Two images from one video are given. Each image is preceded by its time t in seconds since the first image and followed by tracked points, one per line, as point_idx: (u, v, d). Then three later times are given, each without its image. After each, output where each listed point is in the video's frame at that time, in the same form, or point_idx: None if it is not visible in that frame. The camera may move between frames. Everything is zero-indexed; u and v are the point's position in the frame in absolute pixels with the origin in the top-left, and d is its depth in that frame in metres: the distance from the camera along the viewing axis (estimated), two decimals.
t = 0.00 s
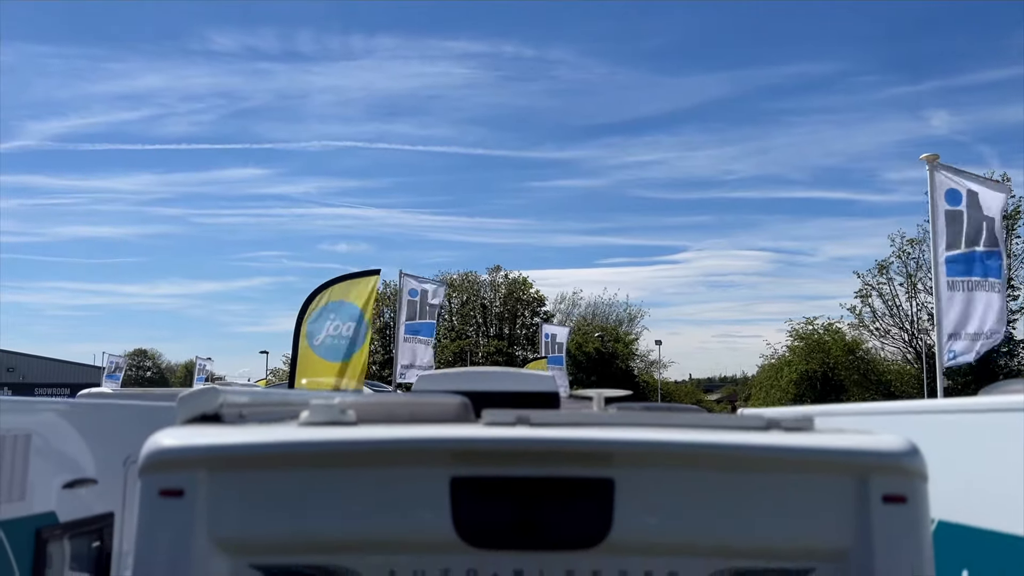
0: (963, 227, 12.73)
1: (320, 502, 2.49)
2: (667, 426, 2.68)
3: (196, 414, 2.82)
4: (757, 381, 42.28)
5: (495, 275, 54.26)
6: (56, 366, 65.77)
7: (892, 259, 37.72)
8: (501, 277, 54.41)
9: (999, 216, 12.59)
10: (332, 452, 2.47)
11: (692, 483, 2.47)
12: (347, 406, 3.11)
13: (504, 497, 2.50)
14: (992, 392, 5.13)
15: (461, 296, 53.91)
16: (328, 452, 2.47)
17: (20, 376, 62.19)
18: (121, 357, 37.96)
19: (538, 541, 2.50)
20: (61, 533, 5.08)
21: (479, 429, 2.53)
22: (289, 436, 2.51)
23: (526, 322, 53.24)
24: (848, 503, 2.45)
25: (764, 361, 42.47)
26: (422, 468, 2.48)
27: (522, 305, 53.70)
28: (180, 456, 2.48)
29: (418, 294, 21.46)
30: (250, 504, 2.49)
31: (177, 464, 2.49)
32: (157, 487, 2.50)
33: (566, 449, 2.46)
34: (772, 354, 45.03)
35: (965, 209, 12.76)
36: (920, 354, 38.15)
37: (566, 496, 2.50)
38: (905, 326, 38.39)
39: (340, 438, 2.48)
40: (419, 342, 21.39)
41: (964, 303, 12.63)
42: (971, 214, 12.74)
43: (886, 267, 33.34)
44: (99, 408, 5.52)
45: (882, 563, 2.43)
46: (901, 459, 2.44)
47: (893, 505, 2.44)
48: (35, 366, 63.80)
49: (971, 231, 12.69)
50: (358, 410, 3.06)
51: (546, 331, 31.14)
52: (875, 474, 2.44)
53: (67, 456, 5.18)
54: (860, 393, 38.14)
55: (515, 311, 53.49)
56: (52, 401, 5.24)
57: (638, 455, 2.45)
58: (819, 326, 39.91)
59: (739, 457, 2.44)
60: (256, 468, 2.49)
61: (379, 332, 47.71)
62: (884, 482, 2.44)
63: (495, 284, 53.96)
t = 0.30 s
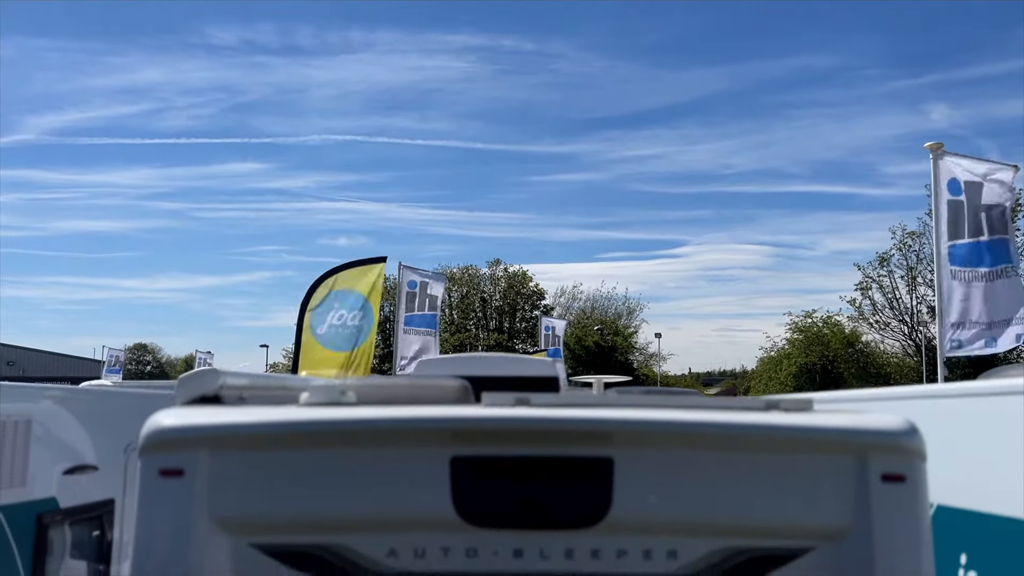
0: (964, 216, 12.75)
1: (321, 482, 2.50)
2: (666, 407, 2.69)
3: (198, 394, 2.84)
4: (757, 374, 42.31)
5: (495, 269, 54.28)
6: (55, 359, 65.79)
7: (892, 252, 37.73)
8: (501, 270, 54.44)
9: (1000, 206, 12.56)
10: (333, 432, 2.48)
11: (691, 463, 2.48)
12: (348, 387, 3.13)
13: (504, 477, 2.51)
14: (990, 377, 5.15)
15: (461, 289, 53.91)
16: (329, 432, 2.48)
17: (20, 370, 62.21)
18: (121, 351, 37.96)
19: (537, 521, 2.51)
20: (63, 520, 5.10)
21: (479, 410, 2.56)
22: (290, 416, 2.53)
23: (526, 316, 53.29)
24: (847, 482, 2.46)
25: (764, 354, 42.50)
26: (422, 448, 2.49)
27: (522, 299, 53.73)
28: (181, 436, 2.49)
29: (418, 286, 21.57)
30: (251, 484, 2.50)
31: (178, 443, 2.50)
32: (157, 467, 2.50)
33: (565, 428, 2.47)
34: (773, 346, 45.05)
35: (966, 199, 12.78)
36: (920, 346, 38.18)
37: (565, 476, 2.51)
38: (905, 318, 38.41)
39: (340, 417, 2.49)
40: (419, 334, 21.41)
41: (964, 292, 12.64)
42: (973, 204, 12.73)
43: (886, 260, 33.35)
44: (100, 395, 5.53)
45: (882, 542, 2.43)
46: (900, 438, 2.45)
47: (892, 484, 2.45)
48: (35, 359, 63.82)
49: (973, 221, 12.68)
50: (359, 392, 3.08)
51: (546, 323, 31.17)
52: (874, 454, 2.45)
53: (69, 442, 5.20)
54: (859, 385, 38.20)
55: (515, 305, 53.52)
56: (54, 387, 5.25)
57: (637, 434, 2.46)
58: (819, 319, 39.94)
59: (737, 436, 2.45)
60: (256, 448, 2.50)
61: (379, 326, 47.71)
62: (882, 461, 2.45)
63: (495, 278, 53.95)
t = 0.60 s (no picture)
0: (964, 203, 12.76)
1: (321, 460, 2.51)
2: (665, 385, 2.70)
3: (199, 373, 2.84)
4: (756, 364, 42.36)
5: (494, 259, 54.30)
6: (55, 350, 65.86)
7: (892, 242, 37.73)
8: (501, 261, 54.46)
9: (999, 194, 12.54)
10: (332, 410, 2.49)
11: (691, 440, 2.49)
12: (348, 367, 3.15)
13: (503, 455, 2.52)
14: (990, 359, 5.16)
15: (461, 280, 53.92)
16: (330, 409, 2.49)
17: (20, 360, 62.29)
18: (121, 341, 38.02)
19: (536, 498, 2.51)
20: (63, 503, 5.11)
21: (478, 388, 2.57)
22: (291, 393, 2.54)
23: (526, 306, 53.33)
24: (846, 459, 2.47)
25: (763, 343, 42.56)
26: (423, 425, 2.51)
27: (521, 289, 53.77)
28: (181, 414, 2.50)
29: (417, 275, 21.61)
30: (252, 462, 2.51)
31: (177, 421, 2.50)
32: (156, 445, 2.51)
33: (565, 406, 2.49)
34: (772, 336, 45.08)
35: (966, 185, 12.79)
36: (919, 336, 38.21)
37: (564, 454, 2.52)
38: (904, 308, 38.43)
39: (342, 395, 2.51)
40: (418, 323, 21.42)
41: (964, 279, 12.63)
42: (974, 190, 12.72)
43: (886, 250, 33.35)
44: (98, 380, 5.54)
45: (881, 519, 2.44)
46: (899, 415, 2.46)
47: (890, 461, 2.46)
48: (34, 350, 63.90)
49: (973, 208, 12.67)
50: (359, 371, 3.10)
51: (546, 312, 31.20)
52: (873, 431, 2.45)
53: (68, 425, 5.21)
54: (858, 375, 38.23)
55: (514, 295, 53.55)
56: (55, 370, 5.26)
57: (637, 412, 2.48)
58: (819, 309, 39.97)
59: (737, 414, 2.46)
60: (257, 425, 2.50)
61: (379, 316, 47.79)
62: (881, 438, 2.46)
63: (495, 268, 53.87)
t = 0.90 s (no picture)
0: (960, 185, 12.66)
1: (321, 436, 2.51)
2: (664, 363, 2.71)
3: (198, 352, 2.85)
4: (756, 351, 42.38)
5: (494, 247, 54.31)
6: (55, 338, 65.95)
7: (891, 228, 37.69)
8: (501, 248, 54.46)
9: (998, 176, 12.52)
10: (333, 386, 2.50)
11: (690, 417, 2.50)
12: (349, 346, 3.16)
13: (504, 432, 2.53)
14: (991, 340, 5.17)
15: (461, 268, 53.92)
16: (330, 386, 2.50)
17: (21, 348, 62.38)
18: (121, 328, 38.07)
19: (537, 475, 2.52)
20: (64, 485, 5.13)
21: (477, 365, 2.57)
22: (291, 370, 2.54)
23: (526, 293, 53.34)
24: (844, 435, 2.48)
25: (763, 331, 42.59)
26: (423, 402, 2.52)
27: (521, 277, 53.77)
28: (181, 390, 2.50)
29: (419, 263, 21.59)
30: (252, 438, 2.51)
31: (178, 398, 2.50)
32: (157, 422, 2.51)
33: (564, 383, 2.50)
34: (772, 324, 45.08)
35: (965, 169, 12.67)
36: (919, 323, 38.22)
37: (564, 430, 2.53)
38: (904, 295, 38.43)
39: (342, 372, 2.51)
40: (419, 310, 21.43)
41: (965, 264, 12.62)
42: (975, 174, 12.67)
43: (886, 236, 33.31)
44: (99, 362, 5.55)
45: (880, 494, 2.45)
46: (898, 392, 2.46)
47: (889, 438, 2.46)
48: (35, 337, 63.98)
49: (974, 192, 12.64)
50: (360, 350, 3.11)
51: (546, 300, 31.20)
52: (872, 407, 2.46)
53: (69, 406, 5.23)
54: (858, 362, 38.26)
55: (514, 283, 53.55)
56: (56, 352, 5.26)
57: (636, 388, 2.48)
58: (818, 296, 39.98)
59: (736, 390, 2.47)
60: (257, 402, 2.51)
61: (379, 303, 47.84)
62: (879, 415, 2.47)
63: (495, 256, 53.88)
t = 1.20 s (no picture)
0: (966, 168, 12.69)
1: (321, 410, 2.52)
2: (664, 337, 2.71)
3: (199, 326, 2.86)
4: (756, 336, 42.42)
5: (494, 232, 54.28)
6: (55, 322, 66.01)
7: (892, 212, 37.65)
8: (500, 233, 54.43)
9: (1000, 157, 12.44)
10: (333, 359, 2.50)
11: (689, 390, 2.50)
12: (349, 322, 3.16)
13: (504, 406, 2.53)
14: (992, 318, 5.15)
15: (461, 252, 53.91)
16: (330, 359, 2.50)
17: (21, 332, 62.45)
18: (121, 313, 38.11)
19: (537, 449, 2.52)
20: (64, 464, 5.15)
21: (477, 339, 2.57)
22: (291, 343, 2.54)
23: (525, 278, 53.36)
24: (843, 409, 2.48)
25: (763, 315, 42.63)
26: (424, 375, 2.52)
27: (521, 262, 53.79)
28: (181, 363, 2.50)
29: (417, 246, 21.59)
30: (252, 412, 2.52)
31: (178, 371, 2.50)
32: (157, 396, 2.51)
33: (565, 356, 2.50)
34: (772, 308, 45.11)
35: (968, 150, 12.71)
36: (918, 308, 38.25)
37: (563, 404, 2.53)
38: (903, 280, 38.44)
39: (342, 345, 2.51)
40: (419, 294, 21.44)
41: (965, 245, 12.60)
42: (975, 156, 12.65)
43: (886, 221, 33.27)
44: (98, 342, 5.55)
45: (879, 468, 2.45)
46: (896, 365, 2.46)
47: (888, 412, 2.47)
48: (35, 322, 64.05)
49: (974, 174, 12.61)
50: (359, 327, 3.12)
51: (546, 285, 31.22)
52: (870, 380, 2.47)
53: (69, 385, 5.23)
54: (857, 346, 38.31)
55: (514, 267, 53.56)
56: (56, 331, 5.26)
57: (636, 361, 2.49)
58: (818, 281, 40.00)
59: (736, 363, 2.47)
60: (257, 375, 2.51)
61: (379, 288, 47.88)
62: (878, 388, 2.47)
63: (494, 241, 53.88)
